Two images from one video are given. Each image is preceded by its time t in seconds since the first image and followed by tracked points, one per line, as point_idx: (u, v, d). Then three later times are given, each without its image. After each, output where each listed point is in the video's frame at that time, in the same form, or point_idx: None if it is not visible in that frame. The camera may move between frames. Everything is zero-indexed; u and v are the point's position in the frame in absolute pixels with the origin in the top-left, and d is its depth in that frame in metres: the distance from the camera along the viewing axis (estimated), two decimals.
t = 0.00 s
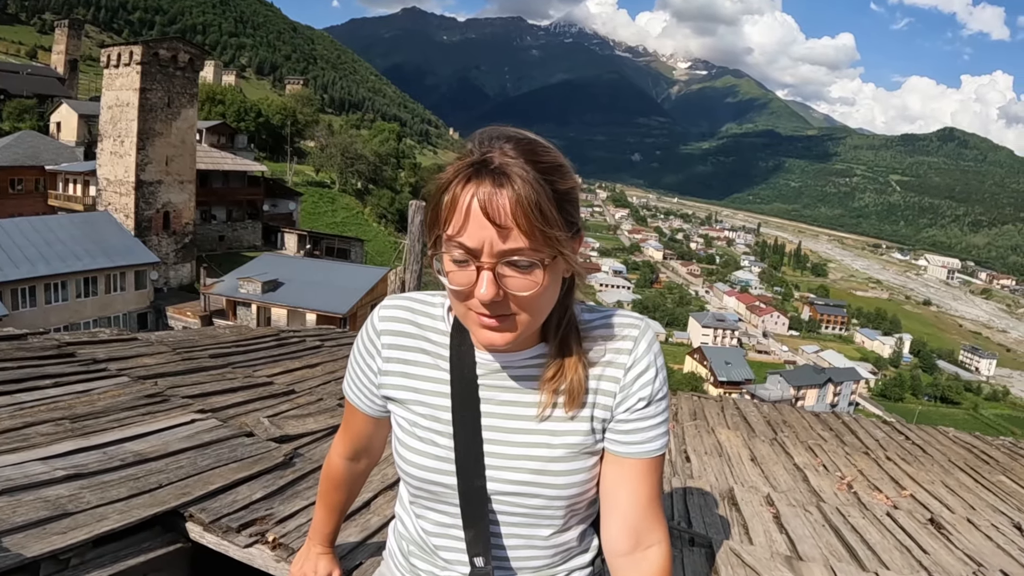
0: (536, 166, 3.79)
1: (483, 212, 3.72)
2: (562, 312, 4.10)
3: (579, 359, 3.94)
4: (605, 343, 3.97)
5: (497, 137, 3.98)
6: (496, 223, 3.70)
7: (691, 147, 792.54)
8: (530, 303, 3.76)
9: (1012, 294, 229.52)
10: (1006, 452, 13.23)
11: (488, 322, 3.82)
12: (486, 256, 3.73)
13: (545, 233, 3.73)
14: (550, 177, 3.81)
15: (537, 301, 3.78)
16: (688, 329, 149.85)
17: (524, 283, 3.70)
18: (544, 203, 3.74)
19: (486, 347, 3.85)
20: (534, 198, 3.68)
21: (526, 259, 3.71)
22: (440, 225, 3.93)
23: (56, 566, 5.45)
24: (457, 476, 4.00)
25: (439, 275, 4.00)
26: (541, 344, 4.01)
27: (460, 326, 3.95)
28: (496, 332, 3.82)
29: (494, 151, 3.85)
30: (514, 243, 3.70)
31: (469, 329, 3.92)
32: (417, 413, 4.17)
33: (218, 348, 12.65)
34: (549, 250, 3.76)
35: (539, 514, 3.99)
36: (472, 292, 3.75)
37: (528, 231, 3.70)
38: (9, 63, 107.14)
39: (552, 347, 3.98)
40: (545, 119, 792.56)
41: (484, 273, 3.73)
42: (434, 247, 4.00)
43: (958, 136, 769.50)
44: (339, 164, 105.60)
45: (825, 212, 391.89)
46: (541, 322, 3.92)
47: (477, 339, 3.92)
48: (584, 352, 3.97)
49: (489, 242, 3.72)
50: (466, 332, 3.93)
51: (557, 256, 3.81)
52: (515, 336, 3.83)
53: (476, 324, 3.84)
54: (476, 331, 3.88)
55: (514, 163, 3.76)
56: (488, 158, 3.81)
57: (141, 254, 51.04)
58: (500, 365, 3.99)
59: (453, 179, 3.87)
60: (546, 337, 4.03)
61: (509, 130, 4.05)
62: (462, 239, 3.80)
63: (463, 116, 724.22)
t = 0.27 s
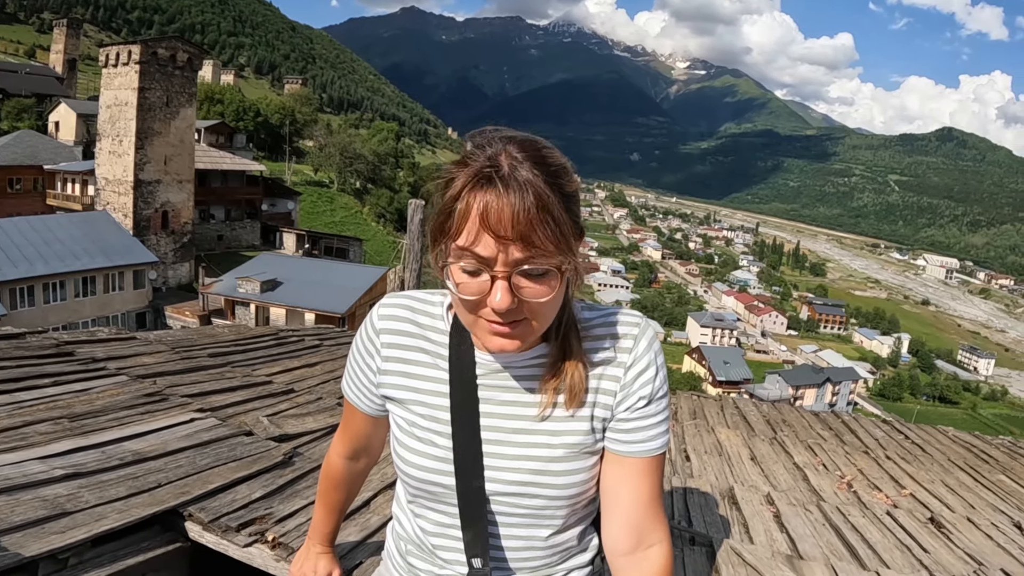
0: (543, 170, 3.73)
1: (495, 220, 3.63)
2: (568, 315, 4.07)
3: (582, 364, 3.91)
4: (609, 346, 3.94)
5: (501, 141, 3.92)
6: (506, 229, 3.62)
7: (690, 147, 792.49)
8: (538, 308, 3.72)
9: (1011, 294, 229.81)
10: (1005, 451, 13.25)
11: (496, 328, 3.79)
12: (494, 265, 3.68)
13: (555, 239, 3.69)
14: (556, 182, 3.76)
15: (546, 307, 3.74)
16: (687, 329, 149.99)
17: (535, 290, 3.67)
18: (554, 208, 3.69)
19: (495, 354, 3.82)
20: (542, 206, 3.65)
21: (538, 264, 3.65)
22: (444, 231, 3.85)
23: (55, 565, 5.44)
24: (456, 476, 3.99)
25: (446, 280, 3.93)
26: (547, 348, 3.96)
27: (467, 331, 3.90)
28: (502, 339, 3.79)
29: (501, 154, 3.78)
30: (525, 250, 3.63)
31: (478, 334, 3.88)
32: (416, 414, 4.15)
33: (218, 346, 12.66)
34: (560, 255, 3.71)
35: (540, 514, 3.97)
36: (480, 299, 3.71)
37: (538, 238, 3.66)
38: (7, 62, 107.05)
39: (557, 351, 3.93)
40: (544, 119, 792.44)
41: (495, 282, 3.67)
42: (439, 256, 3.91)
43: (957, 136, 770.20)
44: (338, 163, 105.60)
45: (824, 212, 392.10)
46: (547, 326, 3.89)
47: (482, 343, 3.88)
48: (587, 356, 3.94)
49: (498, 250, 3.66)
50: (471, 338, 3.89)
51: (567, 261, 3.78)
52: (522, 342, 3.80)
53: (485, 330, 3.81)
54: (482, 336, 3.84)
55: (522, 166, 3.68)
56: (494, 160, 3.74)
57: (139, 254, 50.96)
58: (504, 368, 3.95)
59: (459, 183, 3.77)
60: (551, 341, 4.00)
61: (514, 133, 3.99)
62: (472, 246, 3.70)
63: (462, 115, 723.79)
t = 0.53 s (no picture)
0: (550, 177, 3.72)
1: (501, 228, 3.61)
2: (571, 318, 4.06)
3: (585, 364, 3.91)
4: (612, 348, 3.94)
5: (507, 147, 3.89)
6: (515, 236, 3.60)
7: (687, 146, 792.71)
8: (544, 312, 3.75)
9: (1008, 293, 230.20)
10: (1002, 449, 13.31)
11: (503, 333, 3.79)
12: (501, 272, 3.66)
13: (563, 246, 3.71)
14: (562, 188, 3.75)
15: (550, 313, 3.77)
16: (685, 329, 150.10)
17: (542, 296, 3.68)
18: (561, 214, 3.69)
19: (501, 357, 3.83)
20: (550, 213, 3.63)
21: (543, 271, 3.65)
22: (449, 240, 3.82)
23: (59, 564, 5.44)
24: (457, 473, 4.01)
25: (451, 284, 3.92)
26: (549, 351, 3.98)
27: (474, 335, 3.89)
28: (509, 344, 3.79)
29: (507, 159, 3.75)
30: (531, 259, 3.64)
31: (484, 340, 3.88)
32: (417, 414, 4.16)
33: (218, 346, 12.66)
34: (566, 263, 3.74)
35: (542, 509, 3.99)
36: (486, 306, 3.73)
37: (544, 247, 3.67)
38: (5, 62, 106.91)
39: (559, 354, 3.94)
40: (542, 118, 792.54)
41: (502, 290, 3.68)
42: (444, 264, 3.89)
43: (954, 136, 771.29)
44: (336, 163, 105.58)
45: (822, 212, 392.47)
46: (550, 330, 3.91)
47: (488, 347, 3.87)
48: (590, 358, 3.94)
49: (504, 258, 3.64)
50: (477, 342, 3.90)
51: (572, 267, 3.80)
52: (528, 346, 3.81)
53: (490, 336, 3.81)
54: (487, 340, 3.86)
55: (527, 173, 3.67)
56: (498, 168, 3.72)
57: (137, 254, 50.91)
58: (506, 372, 3.98)
59: (465, 191, 3.75)
60: (553, 344, 4.02)
61: (520, 138, 3.97)
62: (480, 253, 3.68)
63: (460, 115, 723.60)
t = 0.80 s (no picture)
0: (555, 176, 3.75)
1: (508, 223, 3.64)
2: (568, 316, 4.11)
3: (582, 361, 3.96)
4: (608, 345, 3.99)
5: (509, 146, 3.93)
6: (522, 232, 3.65)
7: (685, 147, 793.28)
8: (549, 305, 3.77)
9: (1005, 293, 230.71)
10: (999, 447, 13.37)
11: (511, 328, 3.80)
12: (508, 266, 3.69)
13: (567, 242, 3.76)
14: (566, 193, 3.79)
15: (559, 306, 3.80)
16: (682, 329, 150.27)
17: (549, 291, 3.72)
18: (566, 214, 3.74)
19: (506, 351, 3.84)
20: (558, 212, 3.68)
21: (547, 264, 3.69)
22: (455, 235, 3.84)
23: (61, 559, 5.45)
24: (457, 465, 4.02)
25: (456, 281, 3.95)
26: (548, 354, 4.01)
27: (479, 333, 3.92)
28: (515, 338, 3.82)
29: (511, 159, 3.80)
30: (542, 254, 3.66)
31: (489, 335, 3.90)
32: (416, 408, 4.18)
33: (217, 346, 12.68)
34: (571, 258, 3.77)
35: (542, 505, 4.02)
36: (495, 301, 3.74)
37: (552, 242, 3.69)
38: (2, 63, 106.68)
39: (558, 352, 3.99)
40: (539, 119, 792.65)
41: (512, 283, 3.70)
42: (448, 264, 3.92)
43: (951, 136, 773.09)
44: (333, 164, 105.56)
45: (819, 212, 393.07)
46: (552, 329, 3.95)
47: (494, 343, 3.89)
48: (585, 357, 3.98)
49: (511, 253, 3.66)
50: (484, 335, 3.91)
51: (577, 265, 3.83)
52: (533, 339, 3.83)
53: (497, 329, 3.83)
54: (495, 334, 3.87)
55: (533, 173, 3.71)
56: (503, 163, 3.76)
57: (135, 255, 50.84)
58: (509, 367, 4.01)
59: (470, 188, 3.78)
60: (551, 344, 4.05)
61: (521, 138, 4.01)
62: (486, 249, 3.71)
63: (458, 116, 723.40)
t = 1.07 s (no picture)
0: (562, 172, 3.93)
1: (519, 214, 3.80)
2: (567, 314, 4.21)
3: (582, 353, 4.06)
4: (607, 338, 4.10)
5: (517, 141, 4.11)
6: (534, 220, 3.81)
7: (682, 147, 793.94)
8: (556, 295, 3.88)
9: (1001, 293, 231.28)
10: (994, 447, 13.47)
11: (517, 318, 3.88)
12: (518, 253, 3.82)
13: (575, 233, 3.92)
14: (573, 188, 3.96)
15: (564, 293, 3.92)
16: (679, 330, 150.33)
17: (557, 279, 3.85)
18: (573, 208, 3.90)
19: (512, 342, 3.92)
20: (567, 202, 3.86)
21: (553, 253, 3.84)
22: (467, 224, 3.95)
23: (65, 557, 5.48)
24: (458, 460, 4.08)
25: (465, 270, 4.05)
26: (548, 348, 4.09)
27: (485, 322, 3.99)
28: (521, 327, 3.89)
29: (520, 155, 3.97)
30: (551, 240, 3.80)
31: (496, 325, 3.97)
32: (418, 407, 4.25)
33: (216, 346, 12.72)
34: (577, 246, 3.93)
35: (541, 498, 4.09)
36: (503, 289, 3.83)
37: (559, 232, 3.85)
38: None
39: (559, 346, 4.07)
40: (536, 120, 792.77)
41: (520, 272, 3.82)
42: (459, 253, 4.02)
43: (947, 136, 774.90)
44: (330, 165, 105.52)
45: (816, 212, 393.57)
46: (554, 322, 4.04)
47: (500, 334, 3.96)
48: (583, 348, 4.07)
49: (521, 240, 3.80)
50: (490, 325, 3.98)
51: (582, 255, 3.97)
52: (538, 328, 3.90)
53: (503, 318, 3.90)
54: (500, 325, 3.93)
55: (540, 168, 3.90)
56: (512, 159, 3.94)
57: (131, 256, 50.81)
58: (514, 359, 4.08)
59: (482, 179, 3.92)
60: (552, 339, 4.12)
61: (529, 138, 4.18)
62: (497, 237, 3.84)
63: (455, 117, 723.06)
